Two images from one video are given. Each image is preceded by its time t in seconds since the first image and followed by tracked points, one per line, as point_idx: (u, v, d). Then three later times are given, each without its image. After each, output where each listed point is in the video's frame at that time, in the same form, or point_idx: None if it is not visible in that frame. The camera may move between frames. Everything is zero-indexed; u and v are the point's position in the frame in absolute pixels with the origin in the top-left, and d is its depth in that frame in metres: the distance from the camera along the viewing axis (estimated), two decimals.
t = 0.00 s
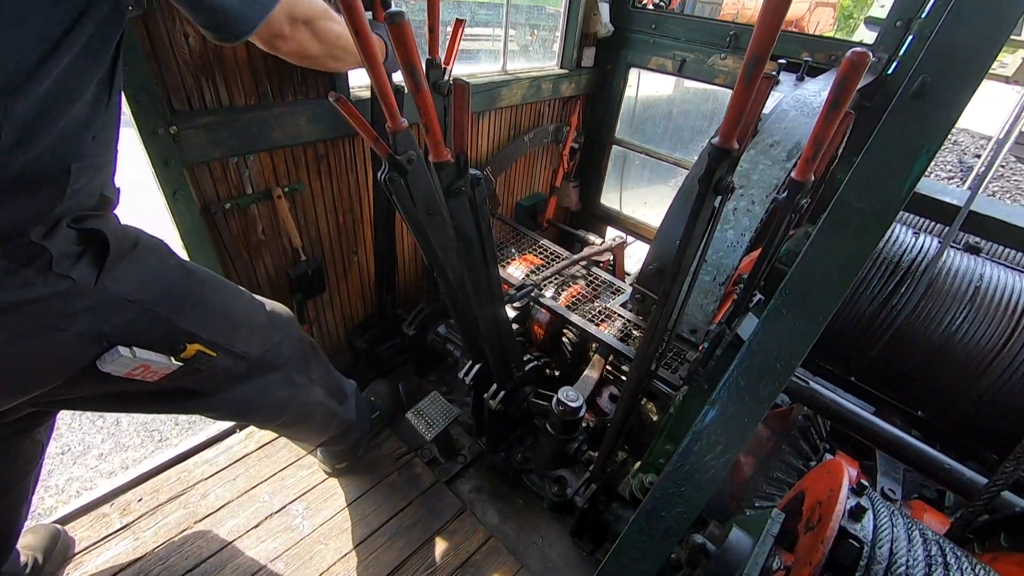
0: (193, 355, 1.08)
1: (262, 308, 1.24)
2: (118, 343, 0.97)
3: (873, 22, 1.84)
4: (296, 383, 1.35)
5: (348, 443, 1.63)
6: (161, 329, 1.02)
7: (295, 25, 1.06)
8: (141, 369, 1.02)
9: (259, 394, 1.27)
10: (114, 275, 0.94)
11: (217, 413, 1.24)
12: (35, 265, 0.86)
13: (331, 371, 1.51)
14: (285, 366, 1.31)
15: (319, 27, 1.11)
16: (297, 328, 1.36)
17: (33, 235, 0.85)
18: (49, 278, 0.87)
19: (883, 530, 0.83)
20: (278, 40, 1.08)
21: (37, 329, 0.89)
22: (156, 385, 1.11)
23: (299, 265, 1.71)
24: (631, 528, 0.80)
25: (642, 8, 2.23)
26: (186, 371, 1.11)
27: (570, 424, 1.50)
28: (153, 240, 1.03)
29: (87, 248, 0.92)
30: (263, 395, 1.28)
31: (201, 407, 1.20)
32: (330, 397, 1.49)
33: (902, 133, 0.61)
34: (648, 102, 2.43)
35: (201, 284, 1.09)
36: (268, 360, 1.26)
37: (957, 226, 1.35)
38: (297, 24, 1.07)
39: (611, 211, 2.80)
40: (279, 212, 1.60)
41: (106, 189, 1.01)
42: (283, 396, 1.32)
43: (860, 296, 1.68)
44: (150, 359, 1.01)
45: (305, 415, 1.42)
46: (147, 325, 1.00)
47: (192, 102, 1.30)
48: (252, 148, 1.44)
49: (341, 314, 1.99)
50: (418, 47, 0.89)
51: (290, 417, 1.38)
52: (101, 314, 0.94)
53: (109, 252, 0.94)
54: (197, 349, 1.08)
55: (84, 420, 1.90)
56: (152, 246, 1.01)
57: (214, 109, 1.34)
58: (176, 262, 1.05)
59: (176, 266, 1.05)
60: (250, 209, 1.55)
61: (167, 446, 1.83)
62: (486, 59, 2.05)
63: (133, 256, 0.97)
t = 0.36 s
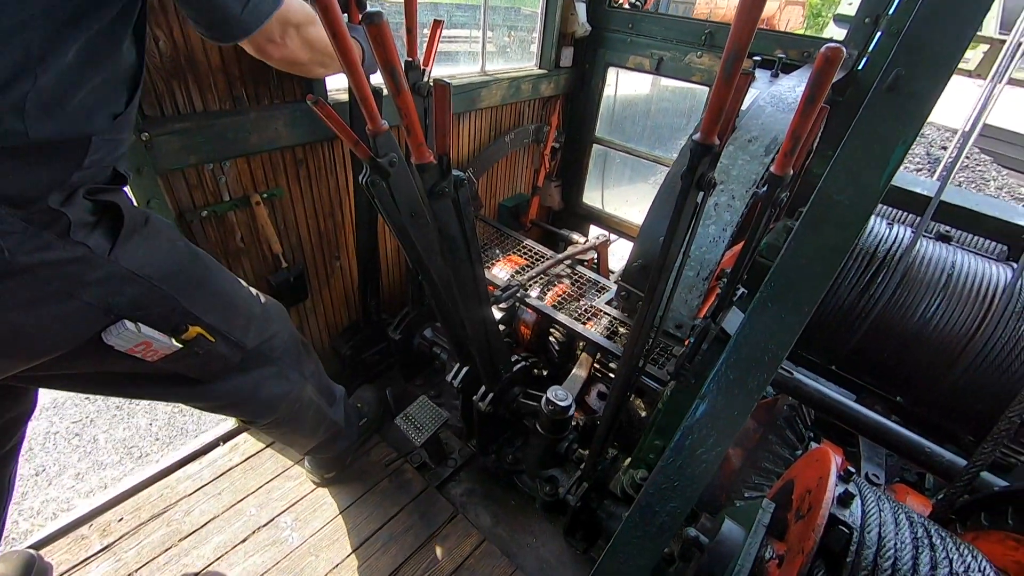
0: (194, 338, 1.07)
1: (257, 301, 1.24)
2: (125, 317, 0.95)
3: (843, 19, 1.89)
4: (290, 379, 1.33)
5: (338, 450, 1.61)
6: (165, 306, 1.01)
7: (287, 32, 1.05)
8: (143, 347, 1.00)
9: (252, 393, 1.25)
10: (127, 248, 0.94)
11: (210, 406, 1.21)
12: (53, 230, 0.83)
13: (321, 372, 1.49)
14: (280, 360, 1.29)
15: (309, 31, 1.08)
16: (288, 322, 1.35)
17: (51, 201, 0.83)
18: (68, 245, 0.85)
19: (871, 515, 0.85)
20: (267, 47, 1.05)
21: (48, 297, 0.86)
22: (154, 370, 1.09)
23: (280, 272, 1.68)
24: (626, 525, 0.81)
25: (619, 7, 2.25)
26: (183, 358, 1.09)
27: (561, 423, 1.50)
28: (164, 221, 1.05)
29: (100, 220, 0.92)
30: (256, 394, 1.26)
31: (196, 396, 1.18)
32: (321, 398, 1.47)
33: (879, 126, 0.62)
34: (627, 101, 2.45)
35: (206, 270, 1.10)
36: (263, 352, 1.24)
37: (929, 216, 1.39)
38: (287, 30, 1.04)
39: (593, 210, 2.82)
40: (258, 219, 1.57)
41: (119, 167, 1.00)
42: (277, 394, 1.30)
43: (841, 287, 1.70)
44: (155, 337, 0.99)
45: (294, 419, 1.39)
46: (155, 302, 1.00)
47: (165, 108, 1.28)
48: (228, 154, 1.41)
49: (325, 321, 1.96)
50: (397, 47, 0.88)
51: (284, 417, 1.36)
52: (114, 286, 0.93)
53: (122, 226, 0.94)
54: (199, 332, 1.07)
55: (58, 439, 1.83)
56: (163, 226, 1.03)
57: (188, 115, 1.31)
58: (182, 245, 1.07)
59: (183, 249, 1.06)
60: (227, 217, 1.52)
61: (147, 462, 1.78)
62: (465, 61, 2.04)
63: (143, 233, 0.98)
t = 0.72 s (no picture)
0: (170, 340, 1.06)
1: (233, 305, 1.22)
2: (96, 317, 0.95)
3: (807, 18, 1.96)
4: (271, 384, 1.31)
5: (322, 460, 1.58)
6: (140, 307, 1.01)
7: (264, 55, 1.03)
8: (116, 349, 1.00)
9: (232, 398, 1.22)
10: (102, 247, 0.95)
11: (190, 412, 1.19)
12: (29, 227, 0.85)
13: (302, 378, 1.46)
14: (260, 365, 1.27)
15: (286, 57, 1.07)
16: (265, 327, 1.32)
17: (24, 200, 0.84)
18: (41, 243, 0.86)
19: (854, 500, 0.87)
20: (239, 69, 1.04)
21: (19, 294, 0.88)
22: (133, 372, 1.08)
23: (257, 283, 1.65)
24: (618, 522, 0.81)
25: (591, 9, 2.28)
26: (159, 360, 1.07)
27: (547, 423, 1.50)
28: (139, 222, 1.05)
29: (76, 218, 0.92)
30: (237, 399, 1.23)
31: (175, 401, 1.16)
32: (303, 405, 1.44)
33: (845, 118, 0.64)
34: (602, 102, 2.48)
35: (184, 271, 1.10)
36: (244, 355, 1.22)
37: (895, 207, 1.43)
38: (264, 55, 1.03)
39: (573, 211, 2.84)
40: (233, 229, 1.55)
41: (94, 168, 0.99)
42: (259, 399, 1.28)
43: (816, 279, 1.74)
44: (128, 338, 0.99)
45: (276, 427, 1.36)
46: (129, 302, 1.00)
47: (131, 116, 1.24)
48: (200, 163, 1.39)
49: (305, 330, 1.93)
50: (372, 52, 0.88)
51: (267, 424, 1.33)
52: (90, 284, 0.94)
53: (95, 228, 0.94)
54: (174, 334, 1.06)
55: (25, 464, 1.76)
56: (137, 227, 1.03)
57: (154, 123, 1.28)
58: (157, 245, 1.06)
59: (159, 251, 1.06)
60: (200, 227, 1.49)
61: (123, 484, 1.73)
62: (440, 65, 2.04)
63: (118, 234, 0.99)
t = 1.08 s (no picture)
0: (154, 350, 1.04)
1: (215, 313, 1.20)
2: (77, 328, 0.93)
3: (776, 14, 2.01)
4: (257, 391, 1.28)
5: (309, 469, 1.56)
6: (121, 318, 1.00)
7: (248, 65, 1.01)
8: (98, 360, 0.98)
9: (217, 409, 1.20)
10: (76, 259, 0.92)
11: (172, 425, 1.16)
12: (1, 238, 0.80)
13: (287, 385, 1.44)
14: (245, 371, 1.24)
15: (269, 63, 1.04)
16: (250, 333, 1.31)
17: None
18: (15, 256, 0.82)
19: (839, 480, 0.89)
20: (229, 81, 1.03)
21: None
22: (113, 386, 1.05)
23: (235, 291, 1.61)
24: (611, 514, 0.82)
25: (564, 8, 2.30)
26: (143, 371, 1.05)
27: (536, 421, 1.50)
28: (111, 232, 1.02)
29: (48, 228, 0.89)
30: (221, 411, 1.20)
31: (157, 414, 1.13)
32: (289, 414, 1.42)
33: (816, 108, 0.66)
34: (578, 100, 2.50)
35: (161, 280, 1.08)
36: (229, 361, 1.20)
37: (866, 196, 1.47)
38: (247, 63, 1.00)
39: (552, 210, 2.85)
40: (207, 236, 1.51)
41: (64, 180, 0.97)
42: (243, 409, 1.25)
43: (792, 268, 1.78)
44: (111, 349, 0.97)
45: (263, 437, 1.34)
46: (110, 314, 0.98)
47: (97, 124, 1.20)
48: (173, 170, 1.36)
49: (286, 338, 1.90)
50: (347, 51, 0.87)
51: (252, 435, 1.31)
52: (66, 299, 0.91)
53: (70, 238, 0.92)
54: (158, 344, 1.05)
55: None
56: (111, 237, 1.00)
57: (122, 130, 1.25)
58: (131, 254, 1.04)
59: (136, 262, 1.04)
60: (173, 236, 1.45)
61: (98, 506, 1.65)
62: (415, 66, 2.03)
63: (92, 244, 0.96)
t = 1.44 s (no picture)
0: (137, 361, 1.01)
1: (198, 318, 1.17)
2: (56, 341, 0.91)
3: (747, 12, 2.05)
4: (242, 400, 1.25)
5: (297, 477, 1.53)
6: (103, 330, 0.97)
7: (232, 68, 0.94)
8: (79, 374, 0.96)
9: (200, 422, 1.17)
10: (54, 269, 0.89)
11: (154, 439, 1.13)
12: None
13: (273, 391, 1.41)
14: (230, 379, 1.21)
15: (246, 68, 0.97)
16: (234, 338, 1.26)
17: None
18: None
19: (822, 465, 0.91)
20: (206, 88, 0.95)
21: None
22: (94, 399, 1.03)
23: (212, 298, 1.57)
24: (602, 508, 0.82)
25: (540, 7, 2.30)
26: (128, 381, 1.02)
27: (524, 419, 1.50)
28: (87, 241, 0.99)
29: (22, 239, 0.87)
30: (205, 422, 1.18)
31: (140, 425, 1.10)
32: (275, 422, 1.40)
33: (791, 102, 0.68)
34: (556, 98, 2.50)
35: (145, 288, 1.05)
36: (214, 368, 1.17)
37: (837, 188, 1.50)
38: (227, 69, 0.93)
39: (533, 208, 2.86)
40: (181, 243, 1.47)
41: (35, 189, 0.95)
42: (229, 419, 1.22)
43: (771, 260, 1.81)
44: (92, 361, 0.95)
45: (247, 449, 1.31)
46: (91, 326, 0.95)
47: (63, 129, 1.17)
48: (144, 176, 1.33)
49: (267, 345, 1.86)
50: (323, 50, 0.86)
51: (237, 445, 1.28)
52: (42, 311, 0.88)
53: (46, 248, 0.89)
54: (141, 354, 1.01)
55: None
56: (86, 246, 0.98)
57: (89, 136, 1.21)
58: (111, 263, 1.01)
59: (115, 271, 1.01)
60: (145, 244, 1.41)
61: (74, 526, 1.57)
62: (391, 66, 2.01)
63: (68, 254, 0.93)
